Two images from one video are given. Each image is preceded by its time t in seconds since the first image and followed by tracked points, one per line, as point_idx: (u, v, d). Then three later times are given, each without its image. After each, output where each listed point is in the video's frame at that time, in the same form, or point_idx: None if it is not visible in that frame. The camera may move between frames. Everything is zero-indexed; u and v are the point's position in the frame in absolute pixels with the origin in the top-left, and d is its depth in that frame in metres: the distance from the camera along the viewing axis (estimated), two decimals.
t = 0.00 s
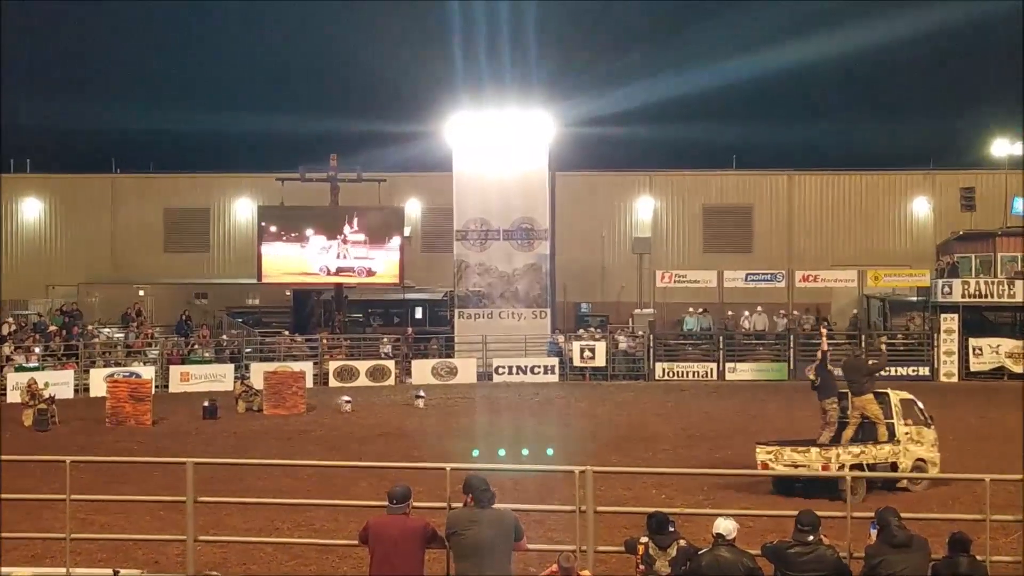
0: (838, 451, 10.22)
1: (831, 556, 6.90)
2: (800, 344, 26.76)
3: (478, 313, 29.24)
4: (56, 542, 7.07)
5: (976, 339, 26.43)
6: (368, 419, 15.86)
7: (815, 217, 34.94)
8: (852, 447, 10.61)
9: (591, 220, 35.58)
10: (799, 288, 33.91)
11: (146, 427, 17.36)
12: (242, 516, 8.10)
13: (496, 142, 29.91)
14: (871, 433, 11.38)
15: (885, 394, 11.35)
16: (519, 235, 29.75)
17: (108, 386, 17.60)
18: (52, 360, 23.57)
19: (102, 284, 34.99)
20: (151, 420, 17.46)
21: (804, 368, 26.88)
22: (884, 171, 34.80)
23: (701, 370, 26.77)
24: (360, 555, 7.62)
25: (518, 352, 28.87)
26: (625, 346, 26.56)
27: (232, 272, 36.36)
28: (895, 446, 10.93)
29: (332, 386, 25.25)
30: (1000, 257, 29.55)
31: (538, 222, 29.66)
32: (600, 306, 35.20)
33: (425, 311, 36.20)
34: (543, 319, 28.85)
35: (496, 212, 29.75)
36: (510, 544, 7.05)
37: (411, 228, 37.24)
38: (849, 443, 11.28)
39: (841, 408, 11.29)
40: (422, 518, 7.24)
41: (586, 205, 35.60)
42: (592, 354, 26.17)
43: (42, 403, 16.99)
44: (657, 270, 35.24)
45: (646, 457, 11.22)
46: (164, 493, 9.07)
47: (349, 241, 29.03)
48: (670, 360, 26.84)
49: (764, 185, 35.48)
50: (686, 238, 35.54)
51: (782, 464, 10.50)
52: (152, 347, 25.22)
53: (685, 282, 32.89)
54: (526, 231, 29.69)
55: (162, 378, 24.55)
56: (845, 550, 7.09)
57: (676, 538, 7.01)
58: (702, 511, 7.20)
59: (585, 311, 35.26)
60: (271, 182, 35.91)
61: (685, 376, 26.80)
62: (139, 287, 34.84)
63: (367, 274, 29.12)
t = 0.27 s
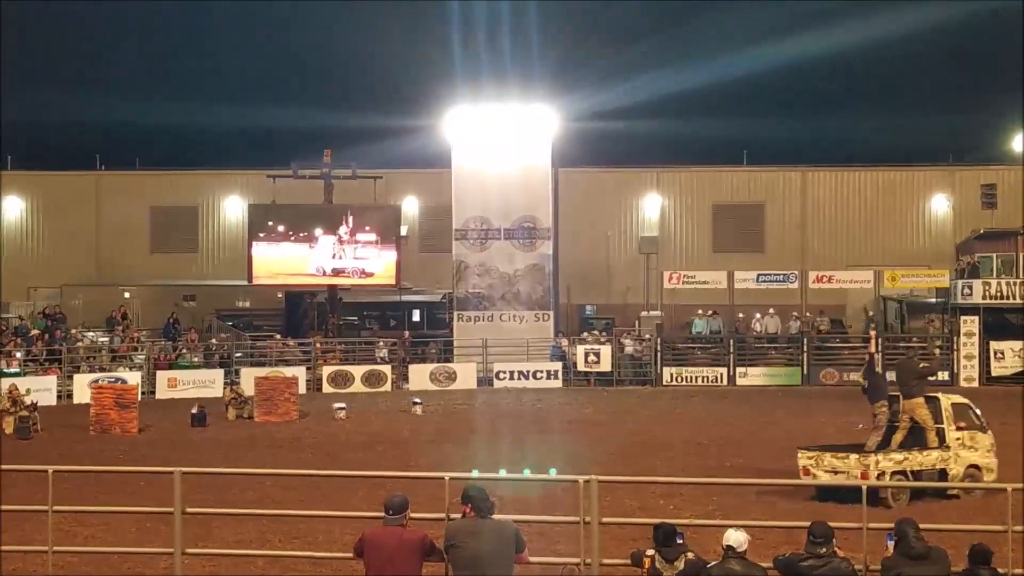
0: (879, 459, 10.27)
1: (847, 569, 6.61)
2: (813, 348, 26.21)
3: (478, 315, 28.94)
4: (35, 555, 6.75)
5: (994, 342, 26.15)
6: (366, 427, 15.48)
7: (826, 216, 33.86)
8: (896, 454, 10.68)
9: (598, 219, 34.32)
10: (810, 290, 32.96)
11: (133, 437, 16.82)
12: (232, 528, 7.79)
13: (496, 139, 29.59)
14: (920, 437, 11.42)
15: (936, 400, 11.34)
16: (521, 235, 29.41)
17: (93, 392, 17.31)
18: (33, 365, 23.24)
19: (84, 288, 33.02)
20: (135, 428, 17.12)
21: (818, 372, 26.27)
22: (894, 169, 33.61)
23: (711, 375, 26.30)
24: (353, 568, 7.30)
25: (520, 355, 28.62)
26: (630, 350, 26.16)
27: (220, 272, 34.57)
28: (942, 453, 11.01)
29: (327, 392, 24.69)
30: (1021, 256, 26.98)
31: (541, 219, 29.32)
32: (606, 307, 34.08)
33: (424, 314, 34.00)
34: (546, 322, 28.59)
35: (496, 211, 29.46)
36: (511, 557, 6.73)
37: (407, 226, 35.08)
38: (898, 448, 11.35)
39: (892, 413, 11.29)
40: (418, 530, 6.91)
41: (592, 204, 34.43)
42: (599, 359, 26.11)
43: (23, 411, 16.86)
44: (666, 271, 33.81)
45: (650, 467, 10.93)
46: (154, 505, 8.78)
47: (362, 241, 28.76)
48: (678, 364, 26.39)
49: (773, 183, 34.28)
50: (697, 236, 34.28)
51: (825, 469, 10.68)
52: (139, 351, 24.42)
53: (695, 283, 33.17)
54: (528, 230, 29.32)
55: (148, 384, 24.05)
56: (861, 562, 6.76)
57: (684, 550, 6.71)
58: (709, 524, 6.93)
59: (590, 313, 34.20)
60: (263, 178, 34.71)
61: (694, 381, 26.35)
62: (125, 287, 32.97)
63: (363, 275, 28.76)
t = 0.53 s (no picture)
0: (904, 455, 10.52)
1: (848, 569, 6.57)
2: (813, 348, 26.53)
3: (475, 313, 29.19)
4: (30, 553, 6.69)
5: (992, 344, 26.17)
6: (363, 426, 15.30)
7: (830, 212, 32.37)
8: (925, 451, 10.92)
9: (593, 218, 33.00)
10: (811, 287, 31.69)
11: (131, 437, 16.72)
12: (230, 527, 7.75)
13: (494, 138, 29.66)
14: (956, 435, 11.51)
15: (973, 398, 11.38)
16: (520, 233, 29.72)
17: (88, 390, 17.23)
18: (29, 364, 23.06)
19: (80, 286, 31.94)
20: (133, 428, 17.07)
21: (819, 372, 26.44)
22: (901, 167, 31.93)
23: (711, 374, 26.32)
24: (352, 568, 7.24)
25: (518, 353, 28.52)
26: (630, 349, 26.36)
27: (213, 270, 33.74)
28: (976, 451, 11.11)
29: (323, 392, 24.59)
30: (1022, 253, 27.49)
31: (541, 218, 29.53)
32: (605, 305, 32.65)
33: (421, 312, 32.21)
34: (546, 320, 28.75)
35: (494, 210, 29.68)
36: (508, 557, 6.67)
37: (406, 225, 33.39)
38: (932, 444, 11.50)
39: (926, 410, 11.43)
40: (417, 529, 6.86)
41: (588, 201, 33.14)
42: (598, 357, 26.05)
43: (17, 411, 16.66)
44: (667, 269, 32.39)
45: (651, 466, 10.82)
46: (147, 505, 8.70)
47: (371, 239, 28.79)
48: (678, 363, 26.53)
49: (774, 178, 32.75)
50: (698, 233, 32.53)
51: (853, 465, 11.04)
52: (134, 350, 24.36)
53: (696, 281, 32.15)
54: (526, 228, 29.62)
55: (143, 384, 23.75)
56: (861, 563, 6.71)
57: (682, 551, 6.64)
58: (708, 524, 6.84)
59: (590, 311, 32.86)
60: (258, 175, 34.28)
61: (695, 379, 26.25)
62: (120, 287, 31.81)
63: (359, 272, 28.77)
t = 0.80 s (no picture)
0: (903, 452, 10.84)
1: (817, 566, 6.62)
2: (787, 346, 26.42)
3: (448, 312, 28.86)
4: None
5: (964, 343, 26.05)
6: (342, 426, 15.27)
7: (805, 210, 32.12)
8: (927, 448, 11.17)
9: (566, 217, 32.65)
10: (785, 288, 31.62)
11: (106, 436, 16.69)
12: (203, 527, 7.75)
13: (465, 135, 29.45)
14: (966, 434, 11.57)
15: (982, 396, 11.40)
16: (493, 231, 29.51)
17: (60, 391, 17.16)
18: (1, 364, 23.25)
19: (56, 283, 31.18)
20: (105, 427, 17.06)
21: (792, 371, 26.30)
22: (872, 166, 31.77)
23: (685, 373, 26.12)
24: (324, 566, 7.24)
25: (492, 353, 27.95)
26: (602, 347, 26.14)
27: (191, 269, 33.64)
28: (981, 448, 11.20)
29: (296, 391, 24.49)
30: (994, 252, 27.92)
31: (512, 216, 29.25)
32: (579, 305, 32.38)
33: (396, 312, 31.19)
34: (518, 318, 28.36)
35: (467, 207, 29.44)
36: (480, 556, 6.70)
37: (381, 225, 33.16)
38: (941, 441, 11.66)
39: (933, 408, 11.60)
40: (390, 528, 6.90)
41: (563, 201, 32.68)
42: (573, 355, 25.80)
43: None
44: (640, 268, 32.24)
45: (628, 466, 10.84)
46: (122, 504, 8.71)
47: (357, 239, 28.65)
48: (652, 362, 26.25)
49: (749, 176, 32.60)
50: (670, 231, 32.46)
51: (858, 461, 11.46)
52: (106, 350, 24.27)
53: (668, 280, 32.05)
54: (500, 227, 29.37)
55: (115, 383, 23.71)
56: (831, 560, 6.80)
57: (654, 550, 6.72)
58: (682, 523, 6.85)
59: (563, 310, 32.55)
60: (234, 175, 33.46)
61: (668, 378, 26.09)
62: (92, 286, 31.08)
63: (332, 271, 28.61)
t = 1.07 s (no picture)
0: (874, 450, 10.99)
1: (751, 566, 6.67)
2: (723, 347, 26.37)
3: (389, 313, 28.51)
4: None
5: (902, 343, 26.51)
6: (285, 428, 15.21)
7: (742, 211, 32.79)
8: (901, 446, 11.28)
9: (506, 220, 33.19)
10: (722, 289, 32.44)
11: (47, 440, 16.43)
12: (137, 531, 7.66)
13: (406, 135, 29.26)
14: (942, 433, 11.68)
15: (957, 396, 11.46)
16: (433, 232, 29.31)
17: None
18: None
19: None
20: (40, 430, 16.81)
21: (729, 371, 26.38)
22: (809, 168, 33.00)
23: (624, 374, 26.18)
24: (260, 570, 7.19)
25: (432, 354, 27.59)
26: (540, 348, 26.17)
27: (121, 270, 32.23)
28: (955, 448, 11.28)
29: (234, 393, 24.02)
30: (929, 253, 29.64)
31: (453, 217, 29.18)
32: (519, 307, 32.78)
33: (334, 313, 32.51)
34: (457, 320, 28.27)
35: (408, 208, 29.25)
36: (417, 558, 6.69)
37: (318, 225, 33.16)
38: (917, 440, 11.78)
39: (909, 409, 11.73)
40: (327, 530, 6.86)
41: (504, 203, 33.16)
42: (512, 357, 25.68)
43: None
44: (578, 269, 32.80)
45: (568, 467, 10.90)
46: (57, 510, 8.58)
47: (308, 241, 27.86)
48: (591, 363, 26.25)
49: (687, 179, 33.32)
50: (610, 233, 32.97)
51: (834, 459, 11.60)
52: (40, 351, 23.72)
53: (605, 282, 32.69)
54: (440, 228, 29.20)
55: (51, 385, 23.22)
56: (767, 561, 6.87)
57: (590, 552, 6.77)
58: (618, 524, 6.90)
59: (503, 311, 32.81)
60: (170, 175, 33.69)
61: (605, 380, 26.23)
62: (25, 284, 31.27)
63: (273, 272, 27.71)
